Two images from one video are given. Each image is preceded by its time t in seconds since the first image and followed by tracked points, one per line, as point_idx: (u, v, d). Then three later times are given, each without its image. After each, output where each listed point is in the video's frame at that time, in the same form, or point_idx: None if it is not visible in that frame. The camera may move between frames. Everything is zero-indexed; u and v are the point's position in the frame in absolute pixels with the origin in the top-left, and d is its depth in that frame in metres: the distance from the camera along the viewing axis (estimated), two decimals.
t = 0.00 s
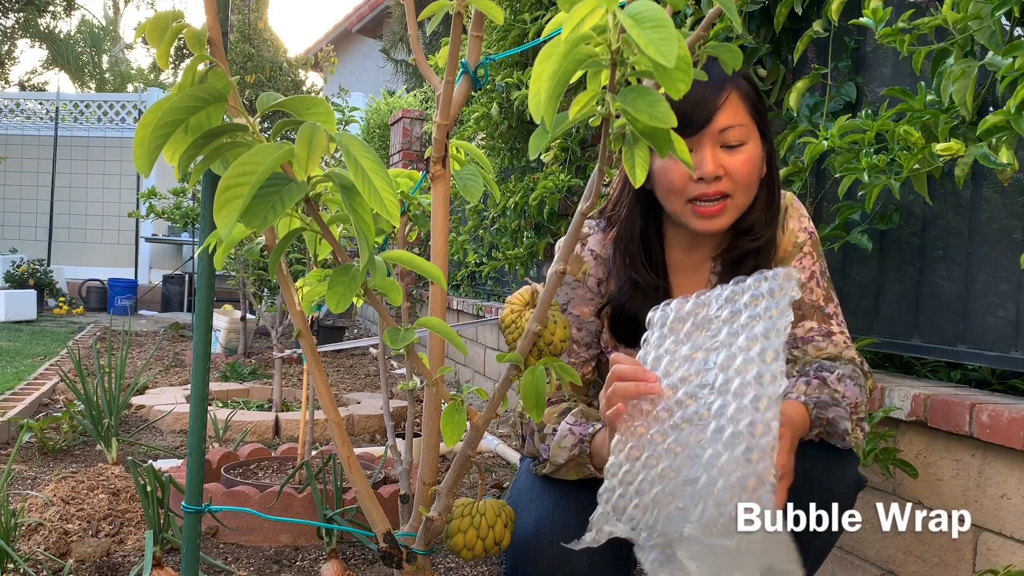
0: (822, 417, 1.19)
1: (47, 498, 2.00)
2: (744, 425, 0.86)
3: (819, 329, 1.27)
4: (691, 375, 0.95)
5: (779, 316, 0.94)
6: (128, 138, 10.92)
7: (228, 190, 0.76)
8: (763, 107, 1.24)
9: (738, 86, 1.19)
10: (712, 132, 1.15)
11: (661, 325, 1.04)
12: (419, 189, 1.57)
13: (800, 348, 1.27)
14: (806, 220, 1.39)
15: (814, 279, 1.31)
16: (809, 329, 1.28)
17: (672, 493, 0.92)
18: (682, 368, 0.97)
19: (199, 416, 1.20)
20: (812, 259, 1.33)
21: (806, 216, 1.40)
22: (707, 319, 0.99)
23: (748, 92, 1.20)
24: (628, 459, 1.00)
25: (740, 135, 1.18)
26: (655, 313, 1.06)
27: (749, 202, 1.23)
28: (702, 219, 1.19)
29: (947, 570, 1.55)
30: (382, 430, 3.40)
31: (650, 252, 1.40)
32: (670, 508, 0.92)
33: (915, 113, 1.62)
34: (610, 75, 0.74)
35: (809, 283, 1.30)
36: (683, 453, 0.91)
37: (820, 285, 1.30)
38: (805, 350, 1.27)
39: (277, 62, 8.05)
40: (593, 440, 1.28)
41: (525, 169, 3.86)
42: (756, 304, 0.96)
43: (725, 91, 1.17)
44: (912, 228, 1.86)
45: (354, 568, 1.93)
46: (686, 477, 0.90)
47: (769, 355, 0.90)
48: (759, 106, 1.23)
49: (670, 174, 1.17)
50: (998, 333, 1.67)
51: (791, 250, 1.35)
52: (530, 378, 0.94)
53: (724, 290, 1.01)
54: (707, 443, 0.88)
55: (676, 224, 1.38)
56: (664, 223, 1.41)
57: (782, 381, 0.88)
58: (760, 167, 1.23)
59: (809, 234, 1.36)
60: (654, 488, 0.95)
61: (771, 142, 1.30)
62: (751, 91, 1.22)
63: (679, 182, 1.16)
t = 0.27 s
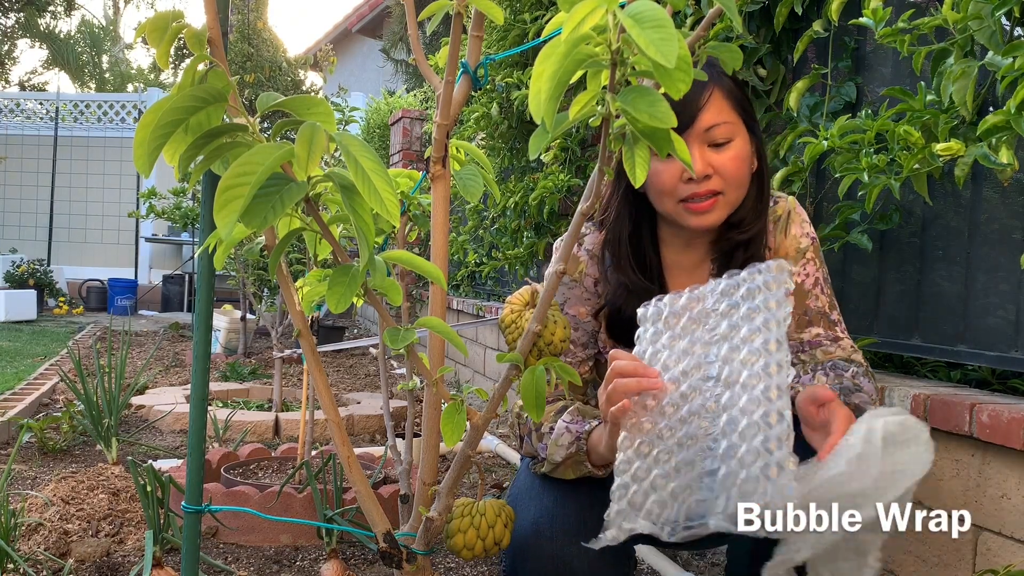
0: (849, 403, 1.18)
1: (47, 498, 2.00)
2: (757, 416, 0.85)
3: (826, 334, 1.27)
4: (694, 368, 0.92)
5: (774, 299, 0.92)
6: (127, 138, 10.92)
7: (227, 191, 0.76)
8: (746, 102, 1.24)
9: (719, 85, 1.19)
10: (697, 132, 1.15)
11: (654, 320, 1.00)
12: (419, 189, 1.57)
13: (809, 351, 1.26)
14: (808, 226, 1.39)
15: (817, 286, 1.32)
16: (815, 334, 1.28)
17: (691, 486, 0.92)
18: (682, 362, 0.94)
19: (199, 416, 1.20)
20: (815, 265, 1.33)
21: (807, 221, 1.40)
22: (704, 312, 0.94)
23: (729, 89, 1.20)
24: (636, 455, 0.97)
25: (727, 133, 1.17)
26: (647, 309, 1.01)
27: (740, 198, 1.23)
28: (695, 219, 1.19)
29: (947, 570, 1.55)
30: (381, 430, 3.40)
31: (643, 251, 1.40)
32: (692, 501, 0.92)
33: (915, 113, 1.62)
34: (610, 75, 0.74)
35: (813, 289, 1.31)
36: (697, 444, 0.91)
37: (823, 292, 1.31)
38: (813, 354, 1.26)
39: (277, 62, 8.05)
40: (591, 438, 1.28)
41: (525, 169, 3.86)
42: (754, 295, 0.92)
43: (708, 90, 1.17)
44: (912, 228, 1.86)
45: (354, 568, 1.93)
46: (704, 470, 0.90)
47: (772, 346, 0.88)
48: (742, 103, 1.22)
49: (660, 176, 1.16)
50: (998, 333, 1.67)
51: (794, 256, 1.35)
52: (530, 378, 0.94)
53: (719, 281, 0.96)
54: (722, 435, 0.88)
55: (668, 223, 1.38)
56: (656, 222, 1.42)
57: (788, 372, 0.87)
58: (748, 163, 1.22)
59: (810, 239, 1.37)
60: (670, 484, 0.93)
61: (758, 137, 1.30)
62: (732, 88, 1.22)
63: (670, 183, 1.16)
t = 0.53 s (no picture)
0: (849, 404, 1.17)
1: (47, 498, 2.00)
2: (758, 421, 0.89)
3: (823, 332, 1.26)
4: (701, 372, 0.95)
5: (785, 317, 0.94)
6: (127, 138, 10.91)
7: (227, 191, 0.76)
8: (742, 100, 1.24)
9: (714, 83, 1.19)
10: (693, 129, 1.16)
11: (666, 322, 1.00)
12: (419, 189, 1.57)
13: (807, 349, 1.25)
14: (805, 224, 1.38)
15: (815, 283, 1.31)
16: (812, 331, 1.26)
17: (684, 482, 0.97)
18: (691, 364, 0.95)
19: (199, 416, 1.20)
20: (812, 262, 1.33)
21: (805, 219, 1.40)
22: (717, 319, 0.96)
23: (725, 87, 1.21)
24: (635, 451, 0.99)
25: (722, 130, 1.18)
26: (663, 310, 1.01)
27: (735, 196, 1.23)
28: (691, 217, 1.19)
29: (947, 570, 1.55)
30: (382, 430, 3.40)
31: (641, 249, 1.40)
32: (681, 495, 0.98)
33: (915, 113, 1.61)
34: (610, 74, 0.74)
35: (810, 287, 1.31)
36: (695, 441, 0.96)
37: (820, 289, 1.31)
38: (811, 353, 1.25)
39: (277, 62, 8.04)
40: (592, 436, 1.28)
41: (525, 169, 3.86)
42: (768, 306, 0.95)
43: (703, 89, 1.17)
44: (912, 228, 1.86)
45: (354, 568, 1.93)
46: (698, 467, 0.96)
47: (781, 361, 0.90)
48: (738, 101, 1.23)
49: (656, 174, 1.17)
50: (998, 333, 1.67)
51: (791, 254, 1.35)
52: (530, 378, 0.94)
53: (735, 290, 0.99)
54: (721, 436, 0.93)
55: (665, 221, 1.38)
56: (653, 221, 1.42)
57: (794, 381, 0.89)
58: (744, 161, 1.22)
59: (809, 237, 1.36)
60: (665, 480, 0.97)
61: (754, 135, 1.30)
62: (728, 86, 1.22)
63: (665, 181, 1.16)
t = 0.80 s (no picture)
0: (866, 410, 1.18)
1: (47, 498, 2.00)
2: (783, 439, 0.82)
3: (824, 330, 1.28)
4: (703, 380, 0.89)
5: (800, 309, 0.86)
6: (127, 138, 10.92)
7: (227, 192, 0.76)
8: (740, 100, 1.24)
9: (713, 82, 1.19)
10: (690, 128, 1.16)
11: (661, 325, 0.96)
12: (418, 189, 1.57)
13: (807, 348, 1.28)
14: (802, 223, 1.38)
15: (813, 282, 1.31)
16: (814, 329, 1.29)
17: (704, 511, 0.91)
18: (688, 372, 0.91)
19: (199, 416, 1.20)
20: (810, 261, 1.33)
21: (801, 218, 1.39)
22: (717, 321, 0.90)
23: (724, 87, 1.21)
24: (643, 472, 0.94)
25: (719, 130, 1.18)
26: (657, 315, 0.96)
27: (733, 195, 1.23)
28: (689, 216, 1.19)
29: (947, 570, 1.55)
30: (382, 430, 3.40)
31: (638, 249, 1.40)
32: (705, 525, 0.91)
33: (915, 113, 1.61)
34: (610, 75, 0.74)
35: (808, 286, 1.31)
36: (713, 451, 0.87)
37: (819, 288, 1.31)
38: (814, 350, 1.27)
39: (277, 62, 8.05)
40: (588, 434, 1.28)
41: (525, 169, 3.86)
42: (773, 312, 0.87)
43: (701, 88, 1.17)
44: (912, 228, 1.86)
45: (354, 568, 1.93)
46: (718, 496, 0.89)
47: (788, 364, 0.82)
48: (736, 101, 1.23)
49: (653, 174, 1.17)
50: (998, 333, 1.67)
51: (788, 253, 1.35)
52: (530, 378, 0.94)
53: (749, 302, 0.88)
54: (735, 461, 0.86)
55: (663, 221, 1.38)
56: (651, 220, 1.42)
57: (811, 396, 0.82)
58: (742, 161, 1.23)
59: (805, 237, 1.36)
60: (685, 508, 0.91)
61: (752, 135, 1.30)
62: (727, 85, 1.22)
63: (663, 180, 1.16)
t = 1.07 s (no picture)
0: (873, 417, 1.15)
1: (47, 498, 2.00)
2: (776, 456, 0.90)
3: (824, 328, 1.29)
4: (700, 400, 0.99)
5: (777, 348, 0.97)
6: (127, 138, 10.91)
7: (227, 192, 0.76)
8: (735, 99, 1.25)
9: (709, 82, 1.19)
10: (687, 128, 1.16)
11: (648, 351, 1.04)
12: (419, 189, 1.57)
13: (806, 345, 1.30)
14: (798, 222, 1.38)
15: (809, 280, 1.32)
16: (813, 328, 1.30)
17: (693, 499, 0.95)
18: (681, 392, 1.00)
19: (199, 416, 1.20)
20: (806, 260, 1.34)
21: (798, 217, 1.39)
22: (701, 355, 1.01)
23: (720, 87, 1.21)
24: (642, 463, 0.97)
25: (715, 129, 1.18)
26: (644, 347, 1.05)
27: (730, 194, 1.23)
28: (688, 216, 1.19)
29: (947, 570, 1.55)
30: (382, 430, 3.40)
31: (634, 249, 1.40)
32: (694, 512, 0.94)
33: (915, 113, 1.61)
34: (610, 75, 0.74)
35: (804, 284, 1.32)
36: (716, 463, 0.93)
37: (815, 287, 1.32)
38: (813, 348, 1.29)
39: (277, 62, 8.04)
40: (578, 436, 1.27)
41: (525, 168, 3.86)
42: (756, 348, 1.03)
43: (697, 88, 1.17)
44: (912, 228, 1.86)
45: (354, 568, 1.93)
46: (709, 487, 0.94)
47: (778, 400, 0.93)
48: (731, 100, 1.23)
49: (651, 174, 1.17)
50: (998, 333, 1.67)
51: (784, 251, 1.35)
52: (530, 378, 0.94)
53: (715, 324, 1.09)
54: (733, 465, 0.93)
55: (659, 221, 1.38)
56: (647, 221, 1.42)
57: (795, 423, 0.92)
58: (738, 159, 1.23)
59: (801, 236, 1.36)
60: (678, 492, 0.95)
61: (746, 134, 1.30)
62: (721, 85, 1.22)
63: (660, 180, 1.16)
